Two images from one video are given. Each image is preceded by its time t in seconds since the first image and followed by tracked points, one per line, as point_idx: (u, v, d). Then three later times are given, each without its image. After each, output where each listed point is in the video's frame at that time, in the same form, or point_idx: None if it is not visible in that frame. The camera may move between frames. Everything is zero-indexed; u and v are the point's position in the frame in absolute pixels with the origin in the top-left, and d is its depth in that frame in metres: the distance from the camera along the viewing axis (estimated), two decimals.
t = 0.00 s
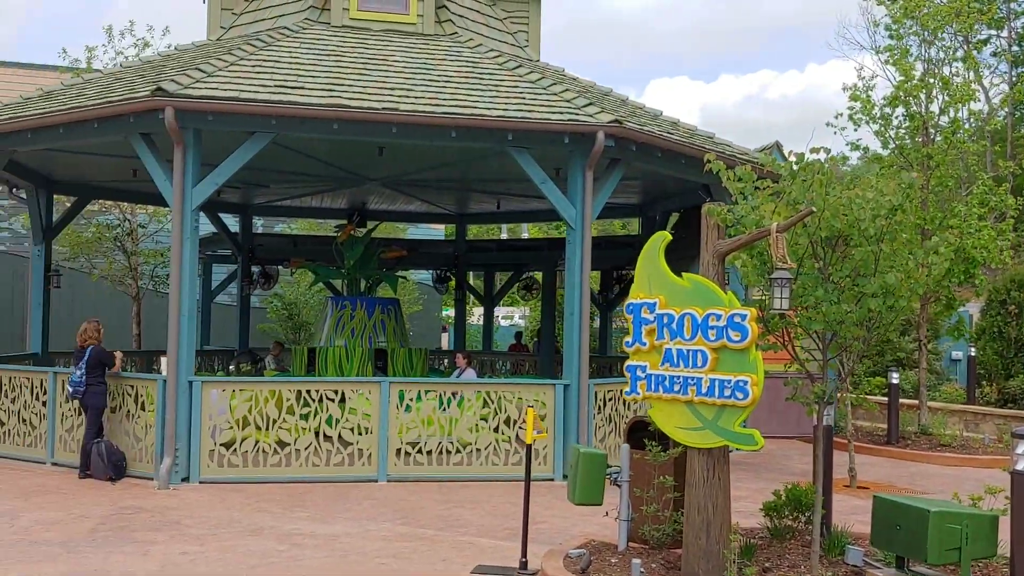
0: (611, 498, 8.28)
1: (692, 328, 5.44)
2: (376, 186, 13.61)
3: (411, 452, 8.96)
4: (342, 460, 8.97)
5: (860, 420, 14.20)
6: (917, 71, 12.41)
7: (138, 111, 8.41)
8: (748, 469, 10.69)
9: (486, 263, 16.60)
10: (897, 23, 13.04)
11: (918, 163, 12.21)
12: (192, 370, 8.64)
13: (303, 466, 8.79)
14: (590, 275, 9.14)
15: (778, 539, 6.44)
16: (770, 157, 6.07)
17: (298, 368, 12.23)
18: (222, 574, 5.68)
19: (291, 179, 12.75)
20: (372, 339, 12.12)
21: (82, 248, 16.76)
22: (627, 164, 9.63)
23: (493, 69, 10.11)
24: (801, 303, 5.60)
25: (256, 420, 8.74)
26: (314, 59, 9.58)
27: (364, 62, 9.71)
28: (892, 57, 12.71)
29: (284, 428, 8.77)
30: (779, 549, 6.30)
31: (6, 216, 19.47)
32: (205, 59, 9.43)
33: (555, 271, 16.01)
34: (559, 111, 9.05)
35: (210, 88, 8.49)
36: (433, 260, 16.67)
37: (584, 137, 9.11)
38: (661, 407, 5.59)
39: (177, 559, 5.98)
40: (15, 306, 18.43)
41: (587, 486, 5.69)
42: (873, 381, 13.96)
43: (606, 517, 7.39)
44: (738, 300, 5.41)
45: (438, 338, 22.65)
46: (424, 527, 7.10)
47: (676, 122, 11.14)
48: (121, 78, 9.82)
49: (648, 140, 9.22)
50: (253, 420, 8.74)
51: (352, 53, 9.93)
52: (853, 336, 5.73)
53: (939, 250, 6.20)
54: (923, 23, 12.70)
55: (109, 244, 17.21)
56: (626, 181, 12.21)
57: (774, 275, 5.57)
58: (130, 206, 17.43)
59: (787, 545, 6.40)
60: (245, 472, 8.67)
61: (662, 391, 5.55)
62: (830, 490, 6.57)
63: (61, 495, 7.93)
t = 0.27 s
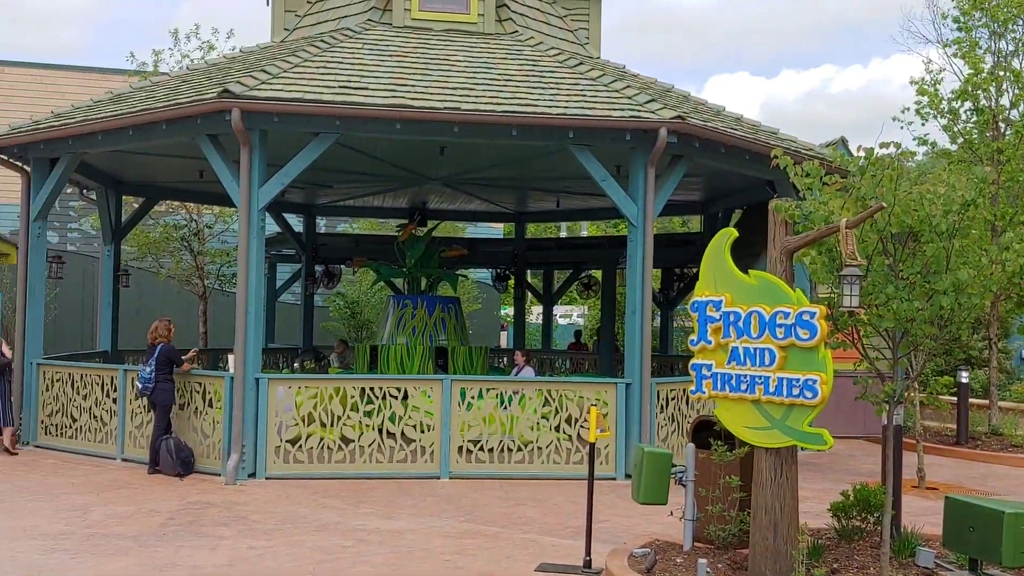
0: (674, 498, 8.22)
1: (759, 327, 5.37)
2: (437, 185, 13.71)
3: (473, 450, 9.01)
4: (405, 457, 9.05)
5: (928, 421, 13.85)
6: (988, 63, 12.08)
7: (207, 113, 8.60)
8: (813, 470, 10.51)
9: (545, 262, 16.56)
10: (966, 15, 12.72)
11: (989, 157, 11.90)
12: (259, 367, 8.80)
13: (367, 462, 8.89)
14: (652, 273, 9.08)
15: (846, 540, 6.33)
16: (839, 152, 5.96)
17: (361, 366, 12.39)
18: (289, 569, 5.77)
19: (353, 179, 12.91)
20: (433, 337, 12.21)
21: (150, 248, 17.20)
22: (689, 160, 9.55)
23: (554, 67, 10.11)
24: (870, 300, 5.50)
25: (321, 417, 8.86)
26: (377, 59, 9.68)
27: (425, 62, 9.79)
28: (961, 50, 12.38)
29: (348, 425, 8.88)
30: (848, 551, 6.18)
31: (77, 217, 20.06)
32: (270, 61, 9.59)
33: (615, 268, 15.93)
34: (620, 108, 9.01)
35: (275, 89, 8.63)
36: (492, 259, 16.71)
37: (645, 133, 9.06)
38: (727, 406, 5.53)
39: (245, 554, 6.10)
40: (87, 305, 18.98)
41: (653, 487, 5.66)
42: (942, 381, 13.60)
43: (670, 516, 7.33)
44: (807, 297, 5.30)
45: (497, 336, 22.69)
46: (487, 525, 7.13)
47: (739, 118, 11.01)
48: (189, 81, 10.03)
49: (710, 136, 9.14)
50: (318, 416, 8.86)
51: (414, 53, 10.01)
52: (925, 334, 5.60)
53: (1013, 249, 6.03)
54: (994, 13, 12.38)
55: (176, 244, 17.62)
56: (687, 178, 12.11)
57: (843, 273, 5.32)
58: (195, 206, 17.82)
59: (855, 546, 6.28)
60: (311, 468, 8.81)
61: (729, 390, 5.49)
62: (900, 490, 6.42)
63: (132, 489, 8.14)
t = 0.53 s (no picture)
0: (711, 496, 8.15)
1: (799, 322, 5.29)
2: (469, 182, 13.70)
3: (507, 447, 8.99)
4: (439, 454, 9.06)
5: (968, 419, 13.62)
6: None
7: (242, 110, 8.65)
8: (850, 467, 10.38)
9: (577, 258, 16.50)
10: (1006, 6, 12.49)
11: None
12: (293, 364, 8.85)
13: (401, 459, 8.92)
14: (687, 269, 9.01)
15: (886, 539, 6.19)
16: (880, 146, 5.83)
17: (394, 363, 12.43)
18: (326, 565, 5.80)
19: (386, 176, 12.95)
20: (466, 334, 12.21)
21: (185, 246, 17.38)
22: (724, 156, 9.47)
23: (588, 62, 10.06)
24: (912, 295, 5.41)
25: (356, 413, 8.88)
26: (410, 56, 9.69)
27: (458, 58, 9.78)
28: (1001, 42, 12.16)
29: (382, 422, 8.90)
30: (889, 549, 6.07)
31: (113, 216, 20.32)
32: (304, 59, 9.64)
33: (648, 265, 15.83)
34: (655, 103, 8.96)
35: (309, 87, 8.67)
36: (525, 256, 16.68)
37: (680, 128, 8.99)
38: (766, 403, 5.45)
39: (281, 549, 6.13)
40: (123, 303, 19.23)
41: (689, 484, 5.60)
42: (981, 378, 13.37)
43: (707, 513, 7.27)
44: (848, 292, 5.21)
45: (529, 333, 22.66)
46: (522, 521, 7.10)
47: (774, 112, 10.90)
48: (223, 79, 10.11)
49: (746, 130, 9.07)
50: (352, 413, 8.89)
51: (446, 49, 10.01)
52: (969, 331, 5.48)
53: None
54: None
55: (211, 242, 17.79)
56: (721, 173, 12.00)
57: (885, 267, 5.26)
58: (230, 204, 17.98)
59: (895, 544, 6.14)
60: (345, 464, 8.84)
61: (768, 387, 5.41)
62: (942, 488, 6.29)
63: (169, 485, 8.23)
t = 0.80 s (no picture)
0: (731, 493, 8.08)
1: (822, 315, 5.20)
2: (485, 177, 13.65)
3: (525, 443, 8.94)
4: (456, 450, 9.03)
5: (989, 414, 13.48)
6: None
7: (258, 105, 8.64)
8: (870, 463, 10.28)
9: (594, 253, 16.43)
10: None
11: None
12: (311, 359, 8.84)
13: (418, 454, 8.89)
14: (706, 263, 8.94)
15: (909, 534, 6.10)
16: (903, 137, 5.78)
17: (411, 359, 12.41)
18: (344, 561, 5.77)
19: (403, 171, 12.93)
20: (482, 330, 12.17)
21: (201, 243, 17.42)
22: (743, 149, 9.38)
23: (605, 55, 10.00)
24: (937, 288, 5.32)
25: (373, 409, 8.87)
26: (426, 50, 9.66)
27: (475, 52, 9.73)
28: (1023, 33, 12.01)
29: (399, 417, 8.88)
30: (913, 545, 5.97)
31: (129, 213, 20.39)
32: (320, 53, 9.61)
33: (665, 260, 15.75)
34: (674, 95, 8.89)
35: (325, 81, 8.64)
36: (541, 251, 16.63)
37: (699, 121, 8.92)
38: (789, 398, 5.38)
39: (299, 545, 6.11)
40: (140, 300, 19.30)
41: (711, 480, 5.54)
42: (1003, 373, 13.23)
43: (727, 509, 7.21)
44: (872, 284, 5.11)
45: (545, 330, 22.60)
46: (541, 517, 7.06)
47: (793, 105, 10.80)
48: (239, 74, 10.11)
49: (765, 123, 8.99)
50: (369, 408, 8.87)
51: (463, 43, 9.97)
52: (995, 324, 5.40)
53: None
54: None
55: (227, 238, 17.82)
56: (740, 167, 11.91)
57: (910, 259, 5.13)
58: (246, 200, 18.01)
59: (918, 540, 6.05)
60: (363, 460, 8.82)
61: (791, 381, 5.34)
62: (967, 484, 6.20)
63: (187, 481, 8.23)
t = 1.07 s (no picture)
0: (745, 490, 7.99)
1: (841, 311, 5.11)
2: (495, 172, 13.56)
3: (536, 439, 8.87)
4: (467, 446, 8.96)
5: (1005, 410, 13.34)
6: None
7: (267, 99, 8.58)
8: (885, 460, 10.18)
9: (604, 249, 16.34)
10: None
11: None
12: (321, 355, 8.79)
13: (429, 451, 8.83)
14: (719, 258, 8.86)
15: (927, 533, 5.99)
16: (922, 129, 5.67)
17: (421, 355, 12.35)
18: (356, 559, 5.71)
19: (412, 166, 12.86)
20: (493, 326, 12.09)
21: (211, 239, 17.39)
22: (756, 142, 9.29)
23: (617, 48, 9.91)
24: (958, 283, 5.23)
25: (384, 405, 8.81)
26: (436, 44, 9.57)
27: (485, 46, 9.65)
28: None
29: (410, 414, 8.82)
30: (932, 544, 5.87)
31: (139, 209, 20.38)
32: (329, 47, 9.54)
33: (676, 255, 15.64)
34: (686, 88, 8.80)
35: (335, 75, 8.57)
36: (551, 247, 16.54)
37: (712, 114, 8.83)
38: (806, 395, 5.29)
39: (310, 543, 6.06)
40: (149, 296, 19.29)
41: (728, 476, 5.46)
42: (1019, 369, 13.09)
43: (742, 508, 7.13)
44: (892, 279, 5.02)
45: (555, 326, 22.51)
46: (554, 515, 6.99)
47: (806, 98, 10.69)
48: (248, 69, 10.05)
49: (779, 116, 8.91)
50: (380, 404, 8.81)
51: (473, 36, 9.89)
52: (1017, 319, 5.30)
53: None
54: None
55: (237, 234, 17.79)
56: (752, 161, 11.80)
57: (929, 253, 5.04)
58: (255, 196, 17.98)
59: (938, 539, 5.95)
60: (374, 457, 8.77)
61: (808, 377, 5.25)
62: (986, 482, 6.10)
63: (197, 478, 8.19)
